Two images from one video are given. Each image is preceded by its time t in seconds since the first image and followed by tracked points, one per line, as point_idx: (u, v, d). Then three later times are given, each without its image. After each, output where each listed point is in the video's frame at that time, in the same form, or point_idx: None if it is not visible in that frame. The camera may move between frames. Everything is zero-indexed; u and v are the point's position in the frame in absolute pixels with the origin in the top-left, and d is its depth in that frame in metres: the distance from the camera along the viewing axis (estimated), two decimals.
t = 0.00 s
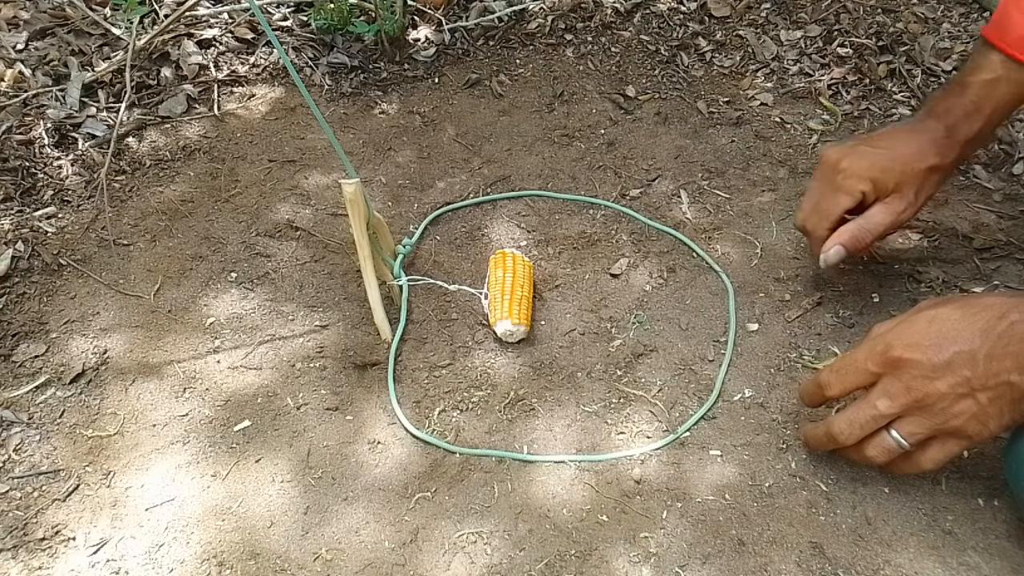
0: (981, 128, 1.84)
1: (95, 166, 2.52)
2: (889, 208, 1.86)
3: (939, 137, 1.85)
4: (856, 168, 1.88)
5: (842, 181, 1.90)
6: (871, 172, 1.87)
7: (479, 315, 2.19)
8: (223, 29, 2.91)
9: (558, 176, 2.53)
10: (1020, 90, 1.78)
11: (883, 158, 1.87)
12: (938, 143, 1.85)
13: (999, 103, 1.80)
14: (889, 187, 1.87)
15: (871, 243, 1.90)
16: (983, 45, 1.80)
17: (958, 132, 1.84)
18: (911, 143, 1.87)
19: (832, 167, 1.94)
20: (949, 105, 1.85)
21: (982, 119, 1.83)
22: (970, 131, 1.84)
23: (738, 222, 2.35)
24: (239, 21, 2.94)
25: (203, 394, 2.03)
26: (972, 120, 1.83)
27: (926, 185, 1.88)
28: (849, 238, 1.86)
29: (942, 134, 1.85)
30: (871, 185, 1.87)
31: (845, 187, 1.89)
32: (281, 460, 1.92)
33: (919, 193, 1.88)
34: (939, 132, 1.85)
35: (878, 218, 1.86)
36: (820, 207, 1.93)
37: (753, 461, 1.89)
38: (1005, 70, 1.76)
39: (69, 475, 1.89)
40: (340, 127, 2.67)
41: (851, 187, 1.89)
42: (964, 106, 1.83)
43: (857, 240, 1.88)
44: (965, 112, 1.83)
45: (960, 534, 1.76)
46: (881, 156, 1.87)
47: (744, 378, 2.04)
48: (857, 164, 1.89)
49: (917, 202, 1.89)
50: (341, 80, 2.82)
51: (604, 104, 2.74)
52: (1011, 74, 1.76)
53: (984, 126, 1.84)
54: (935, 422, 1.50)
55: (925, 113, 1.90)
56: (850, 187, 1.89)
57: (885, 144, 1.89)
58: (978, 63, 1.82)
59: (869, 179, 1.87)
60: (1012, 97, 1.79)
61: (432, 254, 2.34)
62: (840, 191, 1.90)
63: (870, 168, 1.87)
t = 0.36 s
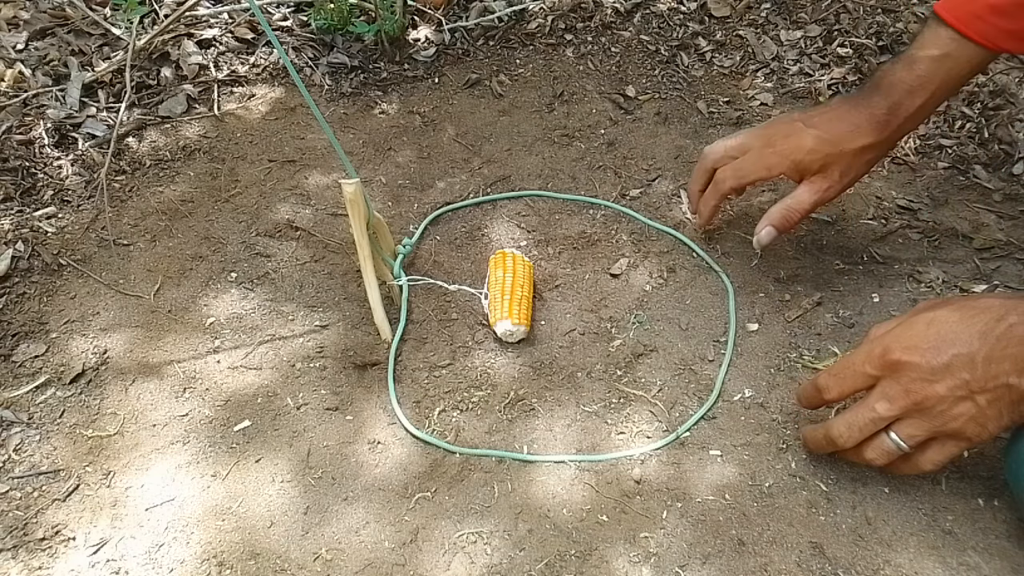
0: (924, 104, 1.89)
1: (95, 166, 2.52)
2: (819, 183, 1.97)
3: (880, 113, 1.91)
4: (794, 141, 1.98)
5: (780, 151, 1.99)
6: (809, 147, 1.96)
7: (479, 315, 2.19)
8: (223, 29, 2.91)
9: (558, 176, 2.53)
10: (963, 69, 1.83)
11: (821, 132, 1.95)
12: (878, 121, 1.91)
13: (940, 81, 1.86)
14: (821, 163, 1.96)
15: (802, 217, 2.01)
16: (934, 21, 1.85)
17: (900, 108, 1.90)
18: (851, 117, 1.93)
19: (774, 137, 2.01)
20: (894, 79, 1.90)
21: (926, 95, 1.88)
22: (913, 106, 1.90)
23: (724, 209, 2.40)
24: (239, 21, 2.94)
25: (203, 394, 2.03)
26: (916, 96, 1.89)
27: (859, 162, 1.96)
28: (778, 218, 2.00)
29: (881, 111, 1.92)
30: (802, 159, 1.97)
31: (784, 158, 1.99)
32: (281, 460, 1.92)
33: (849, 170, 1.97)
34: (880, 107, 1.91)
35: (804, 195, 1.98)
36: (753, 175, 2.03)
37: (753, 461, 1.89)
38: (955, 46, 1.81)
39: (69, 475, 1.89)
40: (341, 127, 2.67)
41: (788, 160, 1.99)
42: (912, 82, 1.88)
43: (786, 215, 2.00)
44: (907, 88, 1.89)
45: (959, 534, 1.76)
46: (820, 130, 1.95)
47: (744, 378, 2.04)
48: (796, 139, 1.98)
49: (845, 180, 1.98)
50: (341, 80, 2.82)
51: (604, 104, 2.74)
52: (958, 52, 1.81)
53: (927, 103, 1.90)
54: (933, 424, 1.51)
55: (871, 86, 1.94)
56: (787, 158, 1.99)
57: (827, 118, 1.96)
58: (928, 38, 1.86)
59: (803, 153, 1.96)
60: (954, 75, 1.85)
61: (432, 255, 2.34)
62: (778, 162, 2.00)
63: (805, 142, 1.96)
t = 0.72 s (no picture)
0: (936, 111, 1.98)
1: (95, 166, 2.52)
2: (834, 187, 2.07)
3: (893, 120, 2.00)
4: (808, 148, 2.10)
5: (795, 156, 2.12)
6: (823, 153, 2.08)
7: (479, 315, 2.19)
8: (223, 29, 2.91)
9: (558, 176, 2.53)
10: (971, 78, 1.90)
11: (835, 140, 2.07)
12: (890, 128, 2.01)
13: (950, 90, 1.93)
14: (834, 167, 2.07)
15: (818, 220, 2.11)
16: (945, 29, 1.90)
17: (912, 116, 1.98)
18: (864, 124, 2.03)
19: (789, 143, 2.14)
20: (906, 87, 1.99)
21: (939, 103, 1.96)
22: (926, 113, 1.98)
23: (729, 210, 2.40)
24: (239, 21, 2.94)
25: (203, 394, 2.03)
26: (928, 104, 1.97)
27: (873, 168, 2.06)
28: (796, 219, 2.08)
29: (894, 119, 2.00)
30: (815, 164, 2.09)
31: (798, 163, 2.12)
32: (281, 460, 1.92)
33: (864, 175, 2.06)
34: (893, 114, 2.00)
35: (819, 198, 2.08)
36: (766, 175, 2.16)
37: (753, 461, 1.89)
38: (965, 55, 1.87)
39: (69, 475, 1.89)
40: (341, 127, 2.67)
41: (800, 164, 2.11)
42: (924, 90, 1.96)
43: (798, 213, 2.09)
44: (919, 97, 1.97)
45: (959, 534, 1.76)
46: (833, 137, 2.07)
47: (744, 378, 2.04)
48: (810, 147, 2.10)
49: (860, 184, 2.08)
50: (341, 80, 2.81)
51: (604, 104, 2.74)
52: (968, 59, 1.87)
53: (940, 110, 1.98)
54: (949, 441, 1.51)
55: (884, 92, 2.04)
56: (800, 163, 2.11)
57: (841, 124, 2.07)
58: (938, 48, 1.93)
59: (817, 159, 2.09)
60: (966, 83, 1.91)
61: (432, 255, 2.34)
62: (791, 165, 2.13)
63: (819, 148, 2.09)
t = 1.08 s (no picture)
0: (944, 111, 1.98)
1: (95, 166, 2.52)
2: (845, 186, 2.05)
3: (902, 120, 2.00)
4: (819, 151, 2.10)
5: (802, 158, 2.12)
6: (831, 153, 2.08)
7: (479, 315, 2.19)
8: (223, 29, 2.91)
9: (558, 176, 2.53)
10: (979, 76, 1.90)
11: (843, 142, 2.07)
12: (898, 128, 2.01)
13: (958, 89, 1.93)
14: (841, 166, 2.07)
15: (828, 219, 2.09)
16: (951, 28, 1.91)
17: (920, 116, 1.98)
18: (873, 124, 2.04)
19: (796, 145, 2.14)
20: (912, 87, 1.99)
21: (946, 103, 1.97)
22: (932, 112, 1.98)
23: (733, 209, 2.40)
24: (239, 21, 2.94)
25: (203, 394, 2.03)
26: (935, 104, 1.97)
27: (882, 168, 2.05)
28: (807, 215, 2.06)
29: (903, 120, 2.00)
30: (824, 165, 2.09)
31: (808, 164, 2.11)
32: (281, 460, 1.92)
33: (874, 175, 2.05)
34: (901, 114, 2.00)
35: (830, 197, 2.06)
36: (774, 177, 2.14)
37: (753, 461, 1.89)
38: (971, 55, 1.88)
39: (69, 475, 1.89)
40: (341, 127, 2.67)
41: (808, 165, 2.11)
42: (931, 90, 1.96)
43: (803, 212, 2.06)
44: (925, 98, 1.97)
45: (959, 534, 1.76)
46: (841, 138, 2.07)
47: (744, 378, 2.04)
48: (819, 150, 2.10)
49: (870, 184, 2.07)
50: (341, 80, 2.81)
51: (604, 104, 2.74)
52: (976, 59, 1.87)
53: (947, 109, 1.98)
54: (949, 441, 1.52)
55: (890, 92, 2.04)
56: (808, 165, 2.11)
57: (849, 125, 2.07)
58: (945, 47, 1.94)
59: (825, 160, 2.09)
60: (973, 82, 1.92)
61: (432, 255, 2.34)
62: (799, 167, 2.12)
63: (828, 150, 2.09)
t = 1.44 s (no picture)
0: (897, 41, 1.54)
1: (95, 166, 2.52)
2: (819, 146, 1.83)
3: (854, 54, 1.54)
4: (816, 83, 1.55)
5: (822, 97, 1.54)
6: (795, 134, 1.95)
7: (480, 315, 2.19)
8: (223, 29, 2.91)
9: (559, 176, 2.53)
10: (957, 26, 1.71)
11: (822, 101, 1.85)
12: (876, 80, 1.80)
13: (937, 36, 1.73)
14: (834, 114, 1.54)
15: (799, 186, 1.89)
16: None
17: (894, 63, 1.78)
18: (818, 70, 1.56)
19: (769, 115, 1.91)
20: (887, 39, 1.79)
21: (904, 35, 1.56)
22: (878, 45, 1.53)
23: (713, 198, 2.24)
24: (239, 21, 2.94)
25: (203, 394, 2.03)
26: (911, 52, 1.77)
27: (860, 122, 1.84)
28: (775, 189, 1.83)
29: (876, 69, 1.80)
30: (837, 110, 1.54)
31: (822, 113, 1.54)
32: (281, 460, 1.92)
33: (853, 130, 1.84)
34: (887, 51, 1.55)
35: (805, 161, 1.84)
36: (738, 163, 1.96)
37: (753, 461, 1.89)
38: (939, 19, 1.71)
39: (69, 475, 1.89)
40: (341, 127, 2.67)
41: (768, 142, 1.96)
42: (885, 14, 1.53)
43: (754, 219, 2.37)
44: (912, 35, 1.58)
45: (960, 534, 1.76)
46: (779, 88, 1.59)
47: (744, 378, 2.04)
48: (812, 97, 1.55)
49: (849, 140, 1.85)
50: (341, 80, 2.81)
51: (604, 104, 2.74)
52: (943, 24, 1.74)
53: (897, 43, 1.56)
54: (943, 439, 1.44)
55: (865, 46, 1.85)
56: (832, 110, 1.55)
57: (800, 75, 1.57)
58: None
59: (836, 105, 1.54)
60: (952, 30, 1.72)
61: (432, 255, 2.34)
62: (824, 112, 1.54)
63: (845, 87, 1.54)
